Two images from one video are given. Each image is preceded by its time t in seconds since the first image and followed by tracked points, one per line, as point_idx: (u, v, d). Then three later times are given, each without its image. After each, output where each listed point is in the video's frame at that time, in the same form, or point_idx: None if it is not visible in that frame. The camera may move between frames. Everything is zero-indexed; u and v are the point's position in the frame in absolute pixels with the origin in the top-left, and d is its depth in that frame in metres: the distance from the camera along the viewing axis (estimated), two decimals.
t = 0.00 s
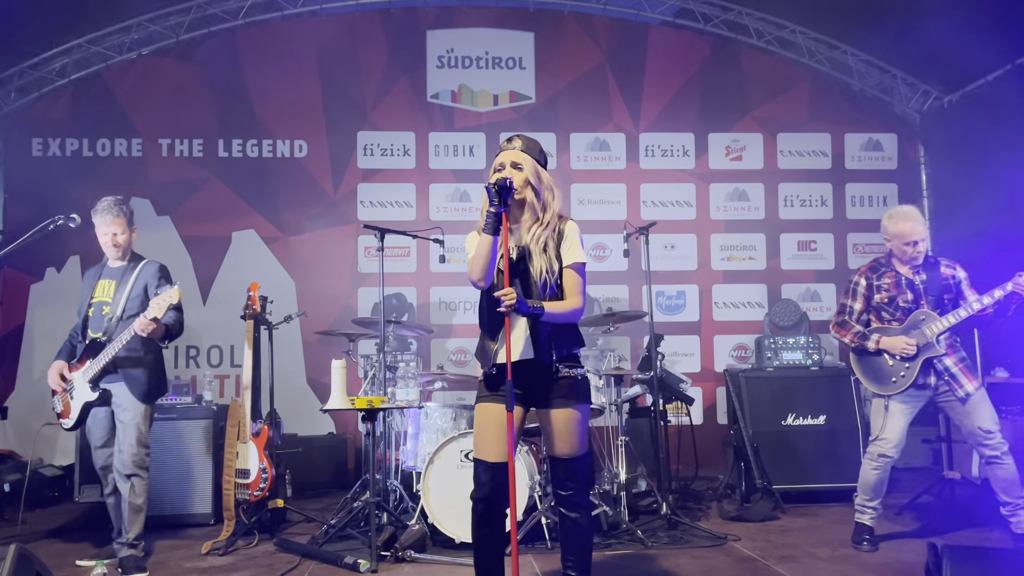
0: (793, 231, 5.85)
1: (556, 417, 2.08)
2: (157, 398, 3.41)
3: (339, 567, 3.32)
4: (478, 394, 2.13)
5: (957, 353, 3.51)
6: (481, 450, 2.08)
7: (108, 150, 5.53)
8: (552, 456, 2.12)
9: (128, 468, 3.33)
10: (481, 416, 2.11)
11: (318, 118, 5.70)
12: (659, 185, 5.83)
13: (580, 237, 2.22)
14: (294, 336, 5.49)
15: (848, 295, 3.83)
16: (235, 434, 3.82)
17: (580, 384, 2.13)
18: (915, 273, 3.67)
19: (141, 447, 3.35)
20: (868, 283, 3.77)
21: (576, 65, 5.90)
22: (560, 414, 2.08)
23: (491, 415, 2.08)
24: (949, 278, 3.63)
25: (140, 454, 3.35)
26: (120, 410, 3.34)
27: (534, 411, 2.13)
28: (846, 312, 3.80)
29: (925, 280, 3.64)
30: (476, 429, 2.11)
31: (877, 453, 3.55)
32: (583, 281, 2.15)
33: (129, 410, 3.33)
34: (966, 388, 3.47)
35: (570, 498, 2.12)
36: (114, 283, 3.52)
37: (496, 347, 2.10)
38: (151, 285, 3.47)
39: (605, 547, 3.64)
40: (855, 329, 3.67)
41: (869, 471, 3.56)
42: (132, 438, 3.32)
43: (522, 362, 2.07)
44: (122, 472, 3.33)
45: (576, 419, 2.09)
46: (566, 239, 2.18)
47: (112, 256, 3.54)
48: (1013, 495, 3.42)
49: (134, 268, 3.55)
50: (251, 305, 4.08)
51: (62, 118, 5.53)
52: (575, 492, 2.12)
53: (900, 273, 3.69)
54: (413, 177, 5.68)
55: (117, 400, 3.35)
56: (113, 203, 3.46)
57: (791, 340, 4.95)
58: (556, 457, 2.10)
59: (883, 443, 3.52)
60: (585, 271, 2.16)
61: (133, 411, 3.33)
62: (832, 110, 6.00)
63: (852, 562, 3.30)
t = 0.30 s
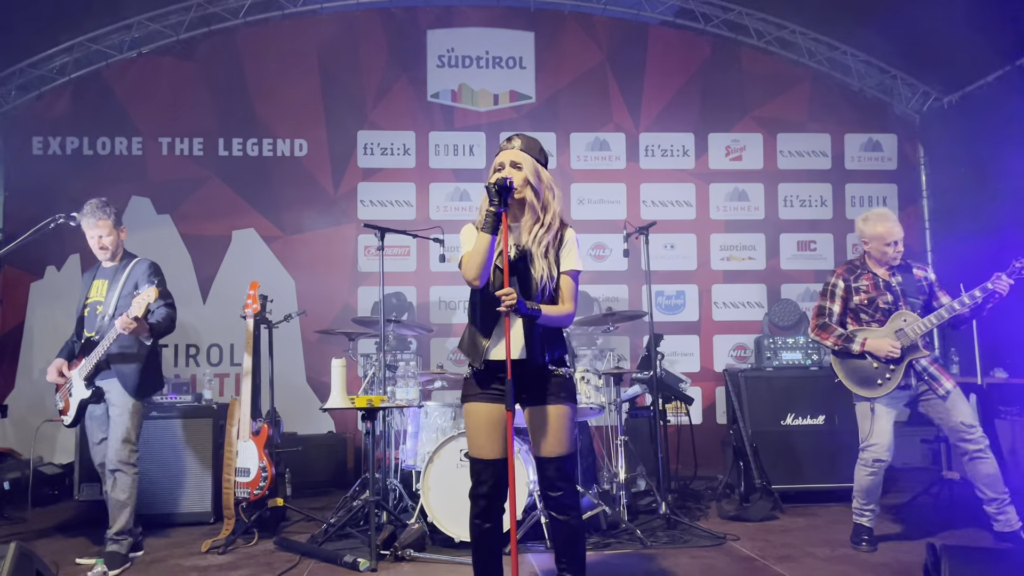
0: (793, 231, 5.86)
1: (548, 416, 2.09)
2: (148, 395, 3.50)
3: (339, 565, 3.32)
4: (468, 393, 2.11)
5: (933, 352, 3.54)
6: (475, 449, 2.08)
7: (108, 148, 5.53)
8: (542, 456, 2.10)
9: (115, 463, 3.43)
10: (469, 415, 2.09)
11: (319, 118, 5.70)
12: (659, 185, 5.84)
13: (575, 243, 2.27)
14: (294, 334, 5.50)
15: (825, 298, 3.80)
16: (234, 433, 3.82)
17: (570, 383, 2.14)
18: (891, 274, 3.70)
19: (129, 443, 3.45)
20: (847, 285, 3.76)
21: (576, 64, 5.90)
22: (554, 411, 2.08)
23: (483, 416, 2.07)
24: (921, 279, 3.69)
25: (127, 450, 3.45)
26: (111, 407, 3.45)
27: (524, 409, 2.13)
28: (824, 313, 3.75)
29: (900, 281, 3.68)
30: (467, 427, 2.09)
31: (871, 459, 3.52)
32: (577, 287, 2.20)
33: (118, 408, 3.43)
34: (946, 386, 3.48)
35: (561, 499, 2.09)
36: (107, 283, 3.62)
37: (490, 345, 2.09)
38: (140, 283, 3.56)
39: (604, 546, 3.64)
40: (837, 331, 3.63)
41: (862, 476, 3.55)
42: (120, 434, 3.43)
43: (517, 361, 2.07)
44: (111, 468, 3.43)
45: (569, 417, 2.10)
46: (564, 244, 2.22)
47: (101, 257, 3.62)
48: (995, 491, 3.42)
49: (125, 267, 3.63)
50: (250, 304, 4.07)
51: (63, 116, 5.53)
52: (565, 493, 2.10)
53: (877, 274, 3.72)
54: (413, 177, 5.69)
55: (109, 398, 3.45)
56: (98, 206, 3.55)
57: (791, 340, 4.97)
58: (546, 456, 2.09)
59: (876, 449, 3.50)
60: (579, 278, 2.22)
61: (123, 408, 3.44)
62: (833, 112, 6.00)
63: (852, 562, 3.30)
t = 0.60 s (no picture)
0: (794, 230, 5.85)
1: (545, 413, 2.09)
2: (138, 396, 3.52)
3: (340, 563, 3.32)
4: (463, 394, 2.10)
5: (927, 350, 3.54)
6: (470, 447, 2.07)
7: (110, 147, 5.53)
8: (539, 454, 2.10)
9: (99, 465, 3.44)
10: (464, 411, 2.09)
11: (320, 116, 5.70)
12: (661, 184, 5.83)
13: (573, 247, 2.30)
14: (295, 333, 5.49)
15: (822, 295, 3.75)
16: (236, 431, 3.83)
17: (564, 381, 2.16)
18: (889, 272, 3.68)
19: (115, 445, 3.47)
20: (846, 282, 3.72)
21: (578, 63, 5.89)
22: (553, 407, 2.10)
23: (479, 415, 2.06)
24: (918, 278, 3.68)
25: (112, 451, 3.46)
26: (99, 408, 3.48)
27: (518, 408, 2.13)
28: (822, 311, 3.72)
29: (898, 280, 3.67)
30: (463, 426, 2.08)
31: (870, 456, 3.50)
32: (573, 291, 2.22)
33: (105, 408, 3.46)
34: (940, 384, 3.48)
35: (561, 497, 2.09)
36: (102, 282, 3.66)
37: (487, 344, 2.08)
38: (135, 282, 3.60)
39: (605, 545, 3.63)
40: (836, 330, 3.60)
41: (862, 473, 3.52)
42: (108, 435, 3.45)
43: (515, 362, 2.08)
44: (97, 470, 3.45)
45: (566, 413, 2.11)
46: (563, 247, 2.23)
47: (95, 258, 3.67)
48: (980, 490, 3.41)
49: (120, 266, 3.67)
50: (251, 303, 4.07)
51: (64, 115, 5.52)
52: (566, 490, 2.10)
53: (876, 273, 3.69)
54: (415, 176, 5.68)
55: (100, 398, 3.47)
56: (90, 206, 3.57)
57: (793, 340, 4.97)
58: (541, 454, 2.09)
59: (875, 446, 3.47)
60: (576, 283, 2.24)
61: (112, 409, 3.46)
62: (836, 111, 5.99)
63: (855, 562, 3.29)
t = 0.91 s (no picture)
0: (797, 230, 5.85)
1: (545, 411, 2.10)
2: (131, 397, 3.53)
3: (342, 563, 3.33)
4: (463, 394, 2.11)
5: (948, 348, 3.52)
6: (469, 447, 2.09)
7: (112, 147, 5.54)
8: (539, 453, 2.12)
9: (96, 465, 3.45)
10: (465, 413, 2.09)
11: (323, 117, 5.71)
12: (663, 184, 5.83)
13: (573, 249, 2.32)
14: (297, 333, 5.50)
15: (846, 288, 3.71)
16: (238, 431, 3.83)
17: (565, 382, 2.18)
18: (916, 269, 3.62)
19: (112, 446, 3.48)
20: (872, 278, 3.67)
21: (580, 64, 5.90)
22: (554, 406, 2.11)
23: (479, 415, 2.07)
24: (945, 278, 3.63)
25: (110, 452, 3.47)
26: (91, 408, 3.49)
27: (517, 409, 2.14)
28: (845, 304, 3.68)
29: (925, 278, 3.62)
30: (462, 427, 2.10)
31: (880, 454, 3.51)
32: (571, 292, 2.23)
33: (99, 408, 3.48)
34: (959, 383, 3.45)
35: (564, 496, 2.10)
36: (98, 279, 3.67)
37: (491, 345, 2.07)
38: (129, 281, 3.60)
39: (606, 544, 3.64)
40: (859, 325, 3.56)
41: (870, 469, 3.53)
42: (103, 436, 3.46)
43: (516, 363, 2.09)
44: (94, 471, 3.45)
45: (566, 412, 2.13)
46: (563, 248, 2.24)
47: (94, 253, 3.72)
48: (993, 492, 3.39)
49: (116, 264, 3.67)
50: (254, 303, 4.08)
51: (67, 115, 5.53)
52: (569, 490, 2.10)
53: (904, 269, 3.63)
54: (417, 176, 5.69)
55: (93, 397, 3.48)
56: (90, 202, 3.61)
57: (794, 339, 4.94)
58: (541, 452, 2.11)
59: (884, 443, 3.49)
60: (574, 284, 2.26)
61: (106, 408, 3.47)
62: (838, 111, 5.97)
63: (857, 561, 3.28)
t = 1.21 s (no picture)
0: (800, 230, 5.84)
1: (551, 412, 2.09)
2: (128, 400, 3.51)
3: (345, 565, 3.33)
4: (470, 395, 2.10)
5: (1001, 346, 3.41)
6: (475, 448, 2.08)
7: (115, 150, 5.55)
8: (546, 454, 2.10)
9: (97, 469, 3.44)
10: (472, 414, 2.08)
11: (325, 119, 5.72)
12: (665, 184, 5.83)
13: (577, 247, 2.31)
14: (300, 335, 5.51)
15: (900, 280, 3.65)
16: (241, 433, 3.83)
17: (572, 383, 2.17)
18: (972, 264, 3.52)
19: (113, 449, 3.47)
20: (926, 270, 3.59)
21: (583, 65, 5.89)
22: (561, 408, 2.10)
23: (487, 416, 2.06)
24: (1003, 273, 3.51)
25: (110, 455, 3.46)
26: (88, 411, 3.46)
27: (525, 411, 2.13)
28: (895, 296, 3.62)
29: (982, 273, 3.51)
30: (470, 429, 2.09)
31: (912, 446, 3.48)
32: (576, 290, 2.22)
33: (95, 411, 3.45)
34: (1008, 383, 3.37)
35: (568, 499, 2.09)
36: (97, 278, 3.65)
37: (497, 347, 2.07)
38: (129, 282, 3.60)
39: (610, 546, 3.63)
40: (907, 318, 3.49)
41: (899, 461, 3.50)
42: (101, 439, 3.44)
43: (523, 364, 2.08)
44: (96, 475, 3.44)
45: (572, 413, 2.12)
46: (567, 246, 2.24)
47: (94, 252, 3.69)
48: (1013, 496, 3.34)
49: (117, 263, 3.66)
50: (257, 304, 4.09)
51: (69, 117, 5.53)
52: (574, 492, 2.10)
53: (960, 264, 3.53)
54: (420, 177, 5.69)
55: (88, 400, 3.45)
56: (93, 201, 3.59)
57: (798, 340, 4.91)
58: (548, 454, 2.10)
59: (919, 436, 3.45)
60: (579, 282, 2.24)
61: (103, 411, 3.45)
62: (841, 110, 5.95)
63: (861, 562, 3.28)
